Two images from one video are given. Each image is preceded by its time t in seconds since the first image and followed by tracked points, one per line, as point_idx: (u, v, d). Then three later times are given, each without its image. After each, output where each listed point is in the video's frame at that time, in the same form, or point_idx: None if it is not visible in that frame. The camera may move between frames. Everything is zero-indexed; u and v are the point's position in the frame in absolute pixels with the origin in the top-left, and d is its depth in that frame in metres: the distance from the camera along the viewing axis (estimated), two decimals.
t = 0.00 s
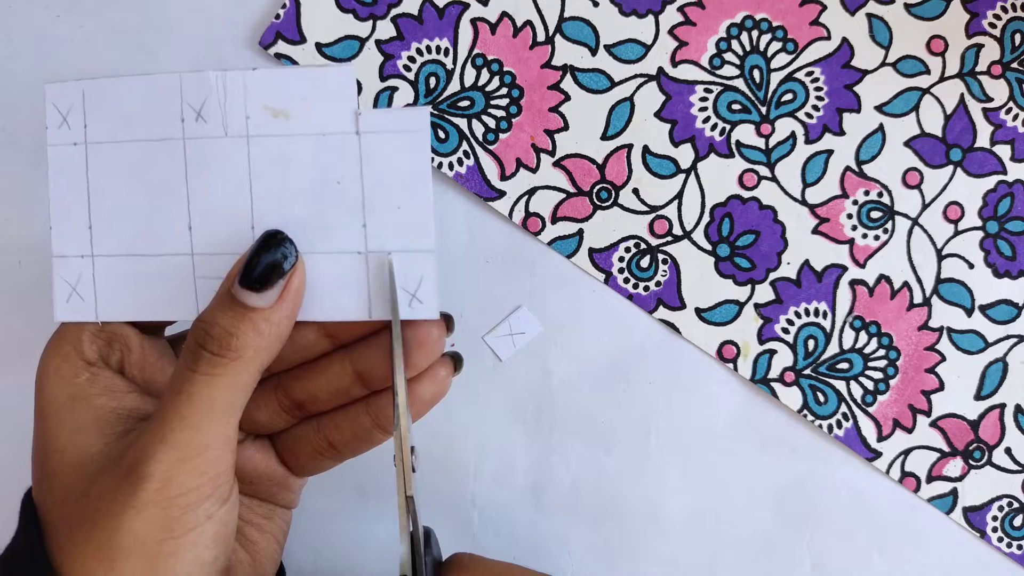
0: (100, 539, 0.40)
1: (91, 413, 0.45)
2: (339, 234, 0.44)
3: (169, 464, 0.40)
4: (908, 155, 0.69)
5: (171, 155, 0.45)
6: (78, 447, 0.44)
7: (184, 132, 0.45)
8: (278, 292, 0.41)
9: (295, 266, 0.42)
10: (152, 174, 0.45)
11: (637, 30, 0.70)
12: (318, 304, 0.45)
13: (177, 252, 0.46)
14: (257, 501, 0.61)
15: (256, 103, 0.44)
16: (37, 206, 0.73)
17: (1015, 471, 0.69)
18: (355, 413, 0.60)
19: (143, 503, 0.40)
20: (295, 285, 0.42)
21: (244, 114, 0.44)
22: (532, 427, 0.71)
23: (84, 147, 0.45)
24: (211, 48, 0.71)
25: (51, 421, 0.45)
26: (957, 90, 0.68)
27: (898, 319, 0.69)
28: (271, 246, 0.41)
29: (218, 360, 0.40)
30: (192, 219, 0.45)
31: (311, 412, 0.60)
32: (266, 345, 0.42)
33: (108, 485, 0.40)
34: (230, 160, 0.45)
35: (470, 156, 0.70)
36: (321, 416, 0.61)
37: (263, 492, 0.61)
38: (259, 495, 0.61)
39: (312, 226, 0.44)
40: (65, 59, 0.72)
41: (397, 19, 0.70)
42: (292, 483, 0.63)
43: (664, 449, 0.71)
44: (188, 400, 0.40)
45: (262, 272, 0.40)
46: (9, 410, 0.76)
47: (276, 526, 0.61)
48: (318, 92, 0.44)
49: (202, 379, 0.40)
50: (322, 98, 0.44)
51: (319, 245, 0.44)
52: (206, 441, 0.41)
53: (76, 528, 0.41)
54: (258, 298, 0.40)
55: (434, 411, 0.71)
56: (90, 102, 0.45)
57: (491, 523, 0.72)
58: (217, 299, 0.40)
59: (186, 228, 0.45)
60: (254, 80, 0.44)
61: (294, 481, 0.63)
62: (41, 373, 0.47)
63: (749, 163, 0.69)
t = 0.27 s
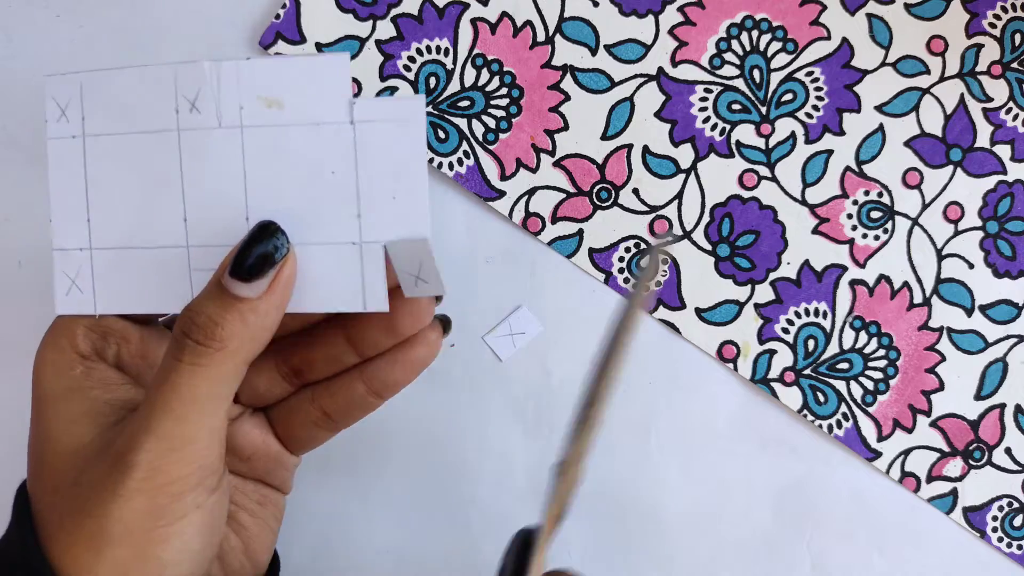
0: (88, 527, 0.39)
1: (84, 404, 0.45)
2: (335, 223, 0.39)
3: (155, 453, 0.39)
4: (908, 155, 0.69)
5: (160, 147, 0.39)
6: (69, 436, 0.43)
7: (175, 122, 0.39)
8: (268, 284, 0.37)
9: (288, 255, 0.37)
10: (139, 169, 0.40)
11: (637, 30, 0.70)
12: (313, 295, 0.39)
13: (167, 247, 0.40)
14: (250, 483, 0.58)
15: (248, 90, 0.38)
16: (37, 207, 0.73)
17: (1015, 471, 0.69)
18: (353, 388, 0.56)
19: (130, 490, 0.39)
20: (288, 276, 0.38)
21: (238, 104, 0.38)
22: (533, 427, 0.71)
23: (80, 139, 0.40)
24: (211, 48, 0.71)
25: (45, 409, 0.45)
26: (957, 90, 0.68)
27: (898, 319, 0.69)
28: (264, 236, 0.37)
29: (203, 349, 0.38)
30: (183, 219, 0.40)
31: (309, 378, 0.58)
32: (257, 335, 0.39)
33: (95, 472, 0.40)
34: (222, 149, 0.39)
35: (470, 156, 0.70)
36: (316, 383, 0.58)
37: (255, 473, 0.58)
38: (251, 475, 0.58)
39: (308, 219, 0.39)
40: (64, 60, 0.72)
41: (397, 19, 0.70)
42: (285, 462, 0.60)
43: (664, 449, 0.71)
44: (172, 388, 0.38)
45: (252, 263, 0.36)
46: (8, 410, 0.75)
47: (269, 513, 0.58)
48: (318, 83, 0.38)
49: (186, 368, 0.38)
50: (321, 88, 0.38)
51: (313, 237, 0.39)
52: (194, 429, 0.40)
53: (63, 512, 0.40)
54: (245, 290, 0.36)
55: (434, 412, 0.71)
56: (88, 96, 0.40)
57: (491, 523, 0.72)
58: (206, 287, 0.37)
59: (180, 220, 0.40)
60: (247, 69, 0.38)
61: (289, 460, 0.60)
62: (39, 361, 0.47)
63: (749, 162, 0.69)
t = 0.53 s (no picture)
0: (103, 542, 0.42)
1: (94, 420, 0.46)
2: (367, 257, 0.41)
3: (165, 480, 0.41)
4: (908, 155, 0.69)
5: (187, 167, 0.42)
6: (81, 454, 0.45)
7: (200, 143, 0.41)
8: (291, 313, 0.39)
9: (312, 283, 0.39)
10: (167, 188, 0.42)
11: (637, 30, 0.70)
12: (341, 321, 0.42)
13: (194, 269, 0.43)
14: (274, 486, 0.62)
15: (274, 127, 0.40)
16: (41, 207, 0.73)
17: (1015, 471, 0.69)
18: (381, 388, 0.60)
19: (141, 512, 0.41)
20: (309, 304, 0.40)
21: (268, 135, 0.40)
22: (532, 427, 0.71)
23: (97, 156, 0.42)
24: (211, 47, 0.71)
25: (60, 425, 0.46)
26: (957, 91, 0.68)
27: (898, 319, 0.69)
28: (286, 263, 0.39)
29: (224, 377, 0.40)
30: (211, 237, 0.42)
31: (319, 363, 0.62)
32: (278, 363, 0.41)
33: (108, 491, 0.42)
34: (251, 176, 0.41)
35: (470, 156, 0.70)
36: (328, 366, 0.61)
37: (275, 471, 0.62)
38: (270, 476, 0.62)
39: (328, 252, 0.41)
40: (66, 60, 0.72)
41: (397, 19, 0.70)
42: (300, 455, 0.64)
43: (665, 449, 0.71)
44: (186, 417, 0.40)
45: (275, 292, 0.38)
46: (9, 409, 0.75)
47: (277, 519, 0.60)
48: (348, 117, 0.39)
49: (202, 396, 0.40)
50: (346, 118, 0.39)
51: (343, 265, 0.41)
52: (203, 455, 0.41)
53: (83, 527, 0.43)
54: (267, 320, 0.38)
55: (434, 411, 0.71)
56: (99, 107, 0.42)
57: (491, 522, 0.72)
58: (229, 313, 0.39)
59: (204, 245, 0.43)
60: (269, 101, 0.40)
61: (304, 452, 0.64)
62: (47, 372, 0.48)
63: (749, 163, 0.69)
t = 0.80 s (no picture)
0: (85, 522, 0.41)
1: (69, 403, 0.45)
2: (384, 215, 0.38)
3: (147, 459, 0.40)
4: (909, 154, 0.68)
5: (195, 138, 0.38)
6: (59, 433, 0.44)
7: (210, 113, 0.38)
8: (265, 287, 0.37)
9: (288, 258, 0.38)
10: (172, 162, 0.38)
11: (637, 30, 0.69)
12: (318, 294, 0.39)
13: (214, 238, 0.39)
14: (250, 467, 0.57)
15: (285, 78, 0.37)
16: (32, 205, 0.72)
17: (1016, 472, 0.69)
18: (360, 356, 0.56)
19: (123, 492, 0.40)
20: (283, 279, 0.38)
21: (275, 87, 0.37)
22: (532, 428, 0.71)
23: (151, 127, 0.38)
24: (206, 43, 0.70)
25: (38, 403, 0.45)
26: (958, 90, 0.68)
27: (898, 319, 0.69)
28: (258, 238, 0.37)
29: (201, 352, 0.38)
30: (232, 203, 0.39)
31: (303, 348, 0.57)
32: (249, 342, 0.39)
33: (91, 477, 0.41)
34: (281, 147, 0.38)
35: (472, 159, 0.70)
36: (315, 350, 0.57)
37: (258, 456, 0.57)
38: (251, 459, 0.57)
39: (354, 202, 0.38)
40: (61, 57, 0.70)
41: (397, 18, 0.70)
42: (283, 439, 0.59)
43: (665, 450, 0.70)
44: (164, 399, 0.39)
45: (250, 263, 0.37)
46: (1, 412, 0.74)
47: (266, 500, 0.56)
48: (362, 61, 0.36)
49: (176, 375, 0.38)
50: (370, 67, 0.36)
51: (314, 234, 0.39)
52: (186, 436, 0.40)
53: (63, 516, 0.42)
54: (240, 291, 0.37)
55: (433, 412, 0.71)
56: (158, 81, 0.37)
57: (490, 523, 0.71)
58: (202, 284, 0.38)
59: (221, 213, 0.39)
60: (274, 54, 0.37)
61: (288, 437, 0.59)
62: (29, 351, 0.47)
63: (749, 162, 0.69)
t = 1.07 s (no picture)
0: (37, 502, 0.39)
1: (37, 381, 0.45)
2: (319, 182, 0.38)
3: (93, 427, 0.39)
4: (909, 155, 0.69)
5: (153, 116, 0.39)
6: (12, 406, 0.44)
7: (166, 92, 0.39)
8: (206, 248, 0.37)
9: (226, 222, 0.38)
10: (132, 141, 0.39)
11: (638, 30, 0.69)
12: (263, 264, 0.39)
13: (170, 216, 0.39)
14: (225, 465, 0.55)
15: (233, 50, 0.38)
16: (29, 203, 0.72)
17: (1015, 471, 0.69)
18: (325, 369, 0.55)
19: (72, 465, 0.39)
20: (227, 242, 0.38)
21: (219, 60, 0.38)
22: (532, 427, 0.71)
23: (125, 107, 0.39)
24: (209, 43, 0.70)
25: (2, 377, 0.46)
26: (958, 90, 0.68)
27: (898, 319, 0.69)
28: (199, 207, 0.37)
29: (148, 321, 0.38)
30: (186, 179, 0.39)
31: (272, 356, 0.56)
32: (194, 311, 0.39)
33: (39, 449, 0.40)
34: (228, 118, 0.38)
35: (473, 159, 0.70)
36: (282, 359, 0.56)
37: (226, 454, 0.55)
38: (215, 456, 0.55)
39: (296, 174, 0.38)
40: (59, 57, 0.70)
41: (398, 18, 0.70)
42: (260, 443, 0.57)
43: (665, 449, 0.70)
44: (109, 360, 0.38)
45: (194, 229, 0.37)
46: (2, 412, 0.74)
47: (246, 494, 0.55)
48: (292, 25, 0.37)
49: (121, 342, 0.38)
50: (305, 33, 0.37)
51: (257, 203, 0.39)
52: (134, 403, 0.39)
53: (10, 494, 0.41)
54: (181, 254, 0.37)
55: (434, 411, 0.71)
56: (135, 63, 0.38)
57: (490, 523, 0.71)
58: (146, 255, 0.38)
59: (175, 189, 0.39)
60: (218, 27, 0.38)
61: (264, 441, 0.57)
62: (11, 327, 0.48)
63: (749, 162, 0.69)
